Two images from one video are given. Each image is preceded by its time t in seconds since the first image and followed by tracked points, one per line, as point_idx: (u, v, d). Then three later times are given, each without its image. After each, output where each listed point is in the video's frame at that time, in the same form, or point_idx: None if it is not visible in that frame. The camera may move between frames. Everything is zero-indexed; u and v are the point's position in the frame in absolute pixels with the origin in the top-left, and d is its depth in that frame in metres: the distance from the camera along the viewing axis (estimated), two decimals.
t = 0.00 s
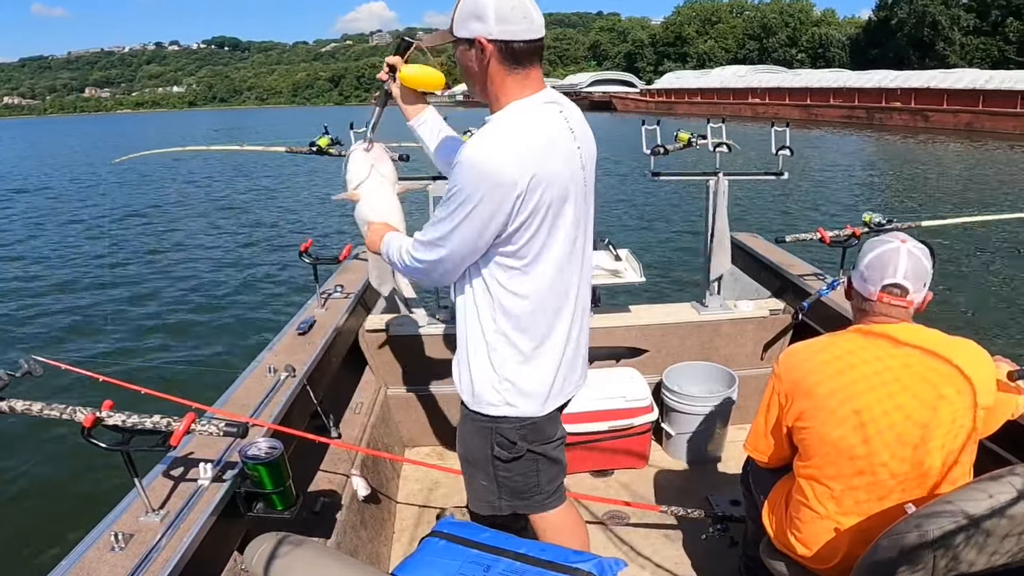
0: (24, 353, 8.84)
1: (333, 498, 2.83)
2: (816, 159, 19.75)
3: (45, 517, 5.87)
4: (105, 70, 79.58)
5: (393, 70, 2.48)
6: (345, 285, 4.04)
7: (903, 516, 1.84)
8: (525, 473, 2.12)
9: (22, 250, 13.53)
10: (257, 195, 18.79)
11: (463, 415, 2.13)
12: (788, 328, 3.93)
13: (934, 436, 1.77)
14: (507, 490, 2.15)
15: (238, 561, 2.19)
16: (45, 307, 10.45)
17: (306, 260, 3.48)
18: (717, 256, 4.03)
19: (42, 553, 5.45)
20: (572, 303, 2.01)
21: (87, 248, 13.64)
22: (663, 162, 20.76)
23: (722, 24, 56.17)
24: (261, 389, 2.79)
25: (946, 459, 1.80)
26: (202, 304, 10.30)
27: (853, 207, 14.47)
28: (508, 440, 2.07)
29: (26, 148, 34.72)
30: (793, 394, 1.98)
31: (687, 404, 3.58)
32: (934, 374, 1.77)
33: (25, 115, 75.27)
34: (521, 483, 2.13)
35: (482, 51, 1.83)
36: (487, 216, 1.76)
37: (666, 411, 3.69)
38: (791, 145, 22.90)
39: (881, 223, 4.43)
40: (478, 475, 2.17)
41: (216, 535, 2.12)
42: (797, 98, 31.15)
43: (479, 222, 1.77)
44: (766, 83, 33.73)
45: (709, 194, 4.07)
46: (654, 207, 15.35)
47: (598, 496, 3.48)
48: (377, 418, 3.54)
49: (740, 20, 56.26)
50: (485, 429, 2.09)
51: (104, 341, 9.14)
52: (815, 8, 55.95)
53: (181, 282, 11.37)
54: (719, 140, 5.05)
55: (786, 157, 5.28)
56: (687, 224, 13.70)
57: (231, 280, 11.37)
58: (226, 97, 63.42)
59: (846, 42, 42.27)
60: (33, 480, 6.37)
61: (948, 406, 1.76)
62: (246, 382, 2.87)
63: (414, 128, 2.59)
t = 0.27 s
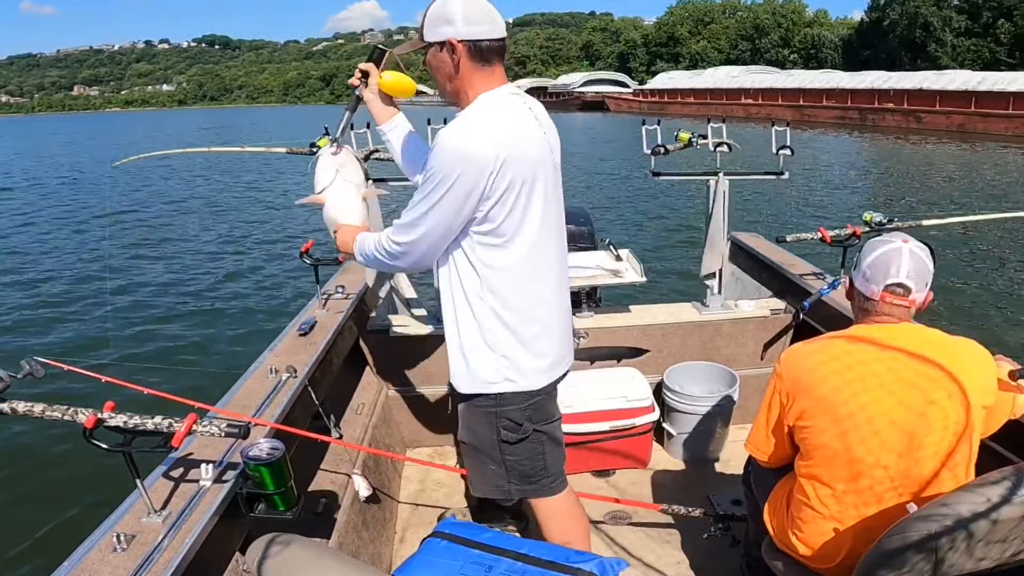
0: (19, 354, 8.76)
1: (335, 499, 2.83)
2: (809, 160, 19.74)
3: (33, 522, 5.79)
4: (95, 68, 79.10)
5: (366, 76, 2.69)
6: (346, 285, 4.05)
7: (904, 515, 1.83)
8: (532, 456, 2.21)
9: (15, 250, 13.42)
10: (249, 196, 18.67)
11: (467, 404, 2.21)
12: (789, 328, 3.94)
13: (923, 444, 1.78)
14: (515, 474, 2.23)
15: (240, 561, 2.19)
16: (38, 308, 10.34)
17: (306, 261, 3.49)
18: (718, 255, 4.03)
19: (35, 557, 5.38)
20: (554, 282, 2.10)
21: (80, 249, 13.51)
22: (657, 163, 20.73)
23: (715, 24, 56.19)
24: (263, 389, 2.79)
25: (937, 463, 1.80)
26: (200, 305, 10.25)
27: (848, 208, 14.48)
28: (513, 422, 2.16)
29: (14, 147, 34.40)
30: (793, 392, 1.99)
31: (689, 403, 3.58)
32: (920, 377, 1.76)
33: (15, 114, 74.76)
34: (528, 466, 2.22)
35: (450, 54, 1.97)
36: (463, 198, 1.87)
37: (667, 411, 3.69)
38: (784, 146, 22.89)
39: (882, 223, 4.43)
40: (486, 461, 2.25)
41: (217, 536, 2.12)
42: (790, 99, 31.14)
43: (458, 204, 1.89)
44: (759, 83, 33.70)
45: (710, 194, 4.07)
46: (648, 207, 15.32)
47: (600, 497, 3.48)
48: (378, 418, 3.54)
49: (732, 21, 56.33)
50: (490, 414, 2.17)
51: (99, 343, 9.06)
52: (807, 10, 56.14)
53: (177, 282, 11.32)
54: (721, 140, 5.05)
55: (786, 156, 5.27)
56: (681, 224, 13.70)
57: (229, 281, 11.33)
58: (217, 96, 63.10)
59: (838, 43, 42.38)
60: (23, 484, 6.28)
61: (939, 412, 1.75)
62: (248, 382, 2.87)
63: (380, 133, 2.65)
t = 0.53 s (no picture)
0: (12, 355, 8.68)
1: (336, 500, 2.83)
2: (802, 160, 19.72)
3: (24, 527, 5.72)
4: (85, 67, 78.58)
5: (346, 76, 2.85)
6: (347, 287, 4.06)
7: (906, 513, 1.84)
8: (538, 440, 2.34)
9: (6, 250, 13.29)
10: (242, 195, 18.57)
11: (474, 391, 2.34)
12: (789, 328, 3.94)
13: (911, 441, 1.79)
14: (524, 459, 2.35)
15: (241, 562, 2.19)
16: (31, 309, 10.23)
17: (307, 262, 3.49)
18: (718, 256, 4.03)
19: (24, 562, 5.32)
20: (543, 263, 2.21)
21: (71, 248, 13.38)
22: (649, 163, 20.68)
23: (706, 24, 56.18)
24: (263, 391, 2.79)
25: (925, 462, 1.80)
26: (196, 305, 10.20)
27: (842, 207, 14.46)
28: (518, 407, 2.28)
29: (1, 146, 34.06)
30: (797, 393, 1.99)
31: (689, 403, 3.58)
32: (914, 377, 1.77)
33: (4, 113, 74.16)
34: (535, 451, 2.34)
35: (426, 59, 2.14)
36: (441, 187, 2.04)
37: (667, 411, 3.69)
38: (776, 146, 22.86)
39: (882, 223, 4.43)
40: (495, 446, 2.38)
41: (217, 538, 2.11)
42: (782, 99, 31.10)
43: (437, 194, 2.06)
44: (751, 83, 33.66)
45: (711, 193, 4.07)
46: (641, 207, 15.27)
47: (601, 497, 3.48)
48: (378, 419, 3.55)
49: (724, 22, 56.36)
50: (495, 400, 2.30)
51: (92, 345, 8.98)
52: (798, 11, 56.23)
53: (172, 282, 11.25)
54: (720, 140, 5.04)
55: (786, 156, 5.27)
56: (674, 224, 13.68)
57: (224, 281, 11.27)
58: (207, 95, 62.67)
59: (830, 44, 42.45)
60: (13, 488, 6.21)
61: (931, 409, 1.76)
62: (248, 383, 2.87)
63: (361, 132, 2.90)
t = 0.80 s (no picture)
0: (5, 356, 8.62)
1: (333, 500, 2.82)
2: (793, 160, 19.75)
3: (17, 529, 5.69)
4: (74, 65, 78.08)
5: (338, 71, 2.86)
6: (345, 287, 4.04)
7: (901, 514, 1.83)
8: (531, 435, 2.34)
9: None
10: (233, 194, 18.48)
11: (468, 386, 2.37)
12: (787, 328, 3.94)
13: (900, 440, 1.79)
14: (519, 456, 2.37)
15: (238, 562, 2.20)
16: (23, 309, 10.18)
17: (305, 262, 3.49)
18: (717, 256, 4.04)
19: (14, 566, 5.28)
20: (535, 259, 2.22)
21: (63, 249, 13.29)
22: (640, 163, 20.69)
23: (697, 25, 56.30)
24: (261, 390, 2.79)
25: (914, 461, 1.80)
26: (191, 305, 10.16)
27: (833, 208, 14.50)
28: (511, 401, 2.30)
29: None
30: (793, 392, 1.99)
31: (686, 403, 3.59)
32: (903, 376, 1.77)
33: None
34: (527, 446, 2.35)
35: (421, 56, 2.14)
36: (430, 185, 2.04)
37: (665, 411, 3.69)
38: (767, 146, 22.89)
39: (881, 223, 4.43)
40: (490, 443, 2.40)
41: (215, 537, 2.11)
42: (773, 99, 31.14)
43: (428, 191, 2.06)
44: (742, 82, 33.70)
45: (710, 194, 4.08)
46: (632, 207, 15.27)
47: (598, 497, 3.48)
48: (376, 419, 3.54)
49: (714, 22, 56.48)
50: (488, 395, 2.32)
51: (86, 347, 8.94)
52: (788, 11, 56.39)
53: (166, 282, 11.21)
54: (719, 140, 5.05)
55: (784, 156, 5.27)
56: (666, 224, 13.69)
57: (218, 280, 11.23)
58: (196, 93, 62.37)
59: (820, 44, 42.60)
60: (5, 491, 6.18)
61: (918, 409, 1.76)
62: (246, 383, 2.87)
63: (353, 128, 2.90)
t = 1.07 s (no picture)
0: None
1: (331, 499, 2.82)
2: (784, 159, 19.75)
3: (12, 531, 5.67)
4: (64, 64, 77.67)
5: (332, 71, 2.86)
6: (345, 285, 4.03)
7: (896, 516, 1.83)
8: (528, 435, 2.34)
9: None
10: (226, 195, 18.42)
11: (465, 385, 2.36)
12: (786, 328, 3.95)
13: (890, 446, 1.80)
14: (518, 455, 2.37)
15: (236, 561, 2.20)
16: (18, 310, 10.15)
17: (305, 261, 3.49)
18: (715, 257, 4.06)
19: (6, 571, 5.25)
20: (531, 260, 2.22)
21: (56, 250, 13.22)
22: (632, 164, 20.67)
23: (688, 24, 56.32)
24: (259, 390, 2.79)
25: (906, 464, 1.80)
26: (186, 307, 10.14)
27: (825, 207, 14.50)
28: (508, 401, 2.30)
29: None
30: (791, 392, 1.99)
31: (684, 403, 3.59)
32: (896, 380, 1.77)
33: None
34: (523, 446, 2.35)
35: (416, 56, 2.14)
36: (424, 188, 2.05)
37: (664, 411, 3.69)
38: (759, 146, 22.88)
39: (880, 223, 4.44)
40: (487, 442, 2.40)
41: (213, 536, 2.12)
42: (765, 99, 31.11)
43: (422, 194, 2.06)
44: (734, 82, 33.69)
45: (709, 196, 4.09)
46: (624, 206, 15.25)
47: (597, 497, 3.48)
48: (374, 418, 3.54)
49: (705, 22, 56.54)
50: (485, 394, 2.32)
51: (81, 348, 8.89)
52: (779, 11, 56.46)
53: (161, 283, 11.17)
54: (718, 140, 5.04)
55: (784, 156, 5.27)
56: (658, 223, 13.69)
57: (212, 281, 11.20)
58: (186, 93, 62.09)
59: (811, 43, 42.66)
60: None
61: (909, 416, 1.77)
62: (244, 382, 2.86)
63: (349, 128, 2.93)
